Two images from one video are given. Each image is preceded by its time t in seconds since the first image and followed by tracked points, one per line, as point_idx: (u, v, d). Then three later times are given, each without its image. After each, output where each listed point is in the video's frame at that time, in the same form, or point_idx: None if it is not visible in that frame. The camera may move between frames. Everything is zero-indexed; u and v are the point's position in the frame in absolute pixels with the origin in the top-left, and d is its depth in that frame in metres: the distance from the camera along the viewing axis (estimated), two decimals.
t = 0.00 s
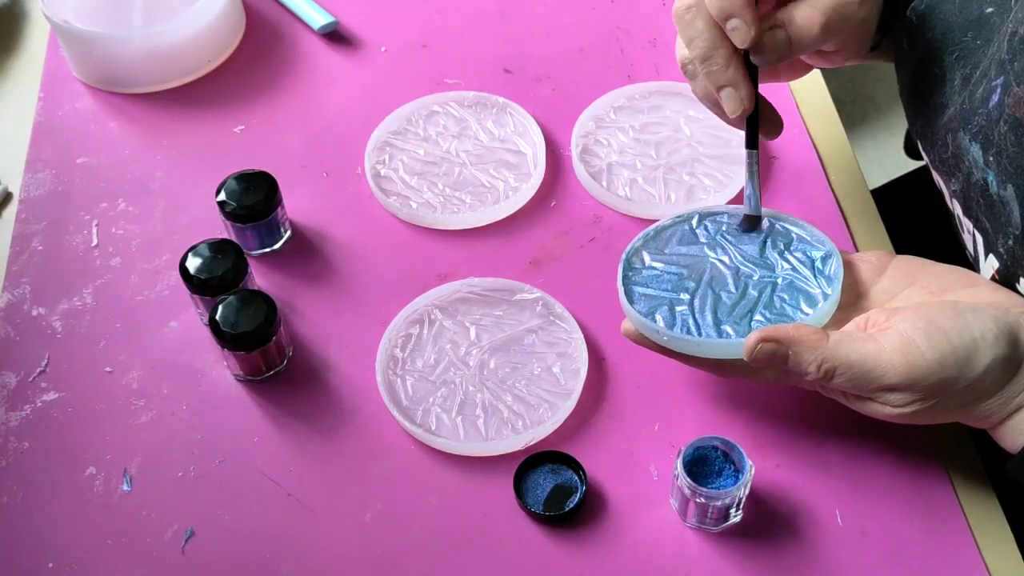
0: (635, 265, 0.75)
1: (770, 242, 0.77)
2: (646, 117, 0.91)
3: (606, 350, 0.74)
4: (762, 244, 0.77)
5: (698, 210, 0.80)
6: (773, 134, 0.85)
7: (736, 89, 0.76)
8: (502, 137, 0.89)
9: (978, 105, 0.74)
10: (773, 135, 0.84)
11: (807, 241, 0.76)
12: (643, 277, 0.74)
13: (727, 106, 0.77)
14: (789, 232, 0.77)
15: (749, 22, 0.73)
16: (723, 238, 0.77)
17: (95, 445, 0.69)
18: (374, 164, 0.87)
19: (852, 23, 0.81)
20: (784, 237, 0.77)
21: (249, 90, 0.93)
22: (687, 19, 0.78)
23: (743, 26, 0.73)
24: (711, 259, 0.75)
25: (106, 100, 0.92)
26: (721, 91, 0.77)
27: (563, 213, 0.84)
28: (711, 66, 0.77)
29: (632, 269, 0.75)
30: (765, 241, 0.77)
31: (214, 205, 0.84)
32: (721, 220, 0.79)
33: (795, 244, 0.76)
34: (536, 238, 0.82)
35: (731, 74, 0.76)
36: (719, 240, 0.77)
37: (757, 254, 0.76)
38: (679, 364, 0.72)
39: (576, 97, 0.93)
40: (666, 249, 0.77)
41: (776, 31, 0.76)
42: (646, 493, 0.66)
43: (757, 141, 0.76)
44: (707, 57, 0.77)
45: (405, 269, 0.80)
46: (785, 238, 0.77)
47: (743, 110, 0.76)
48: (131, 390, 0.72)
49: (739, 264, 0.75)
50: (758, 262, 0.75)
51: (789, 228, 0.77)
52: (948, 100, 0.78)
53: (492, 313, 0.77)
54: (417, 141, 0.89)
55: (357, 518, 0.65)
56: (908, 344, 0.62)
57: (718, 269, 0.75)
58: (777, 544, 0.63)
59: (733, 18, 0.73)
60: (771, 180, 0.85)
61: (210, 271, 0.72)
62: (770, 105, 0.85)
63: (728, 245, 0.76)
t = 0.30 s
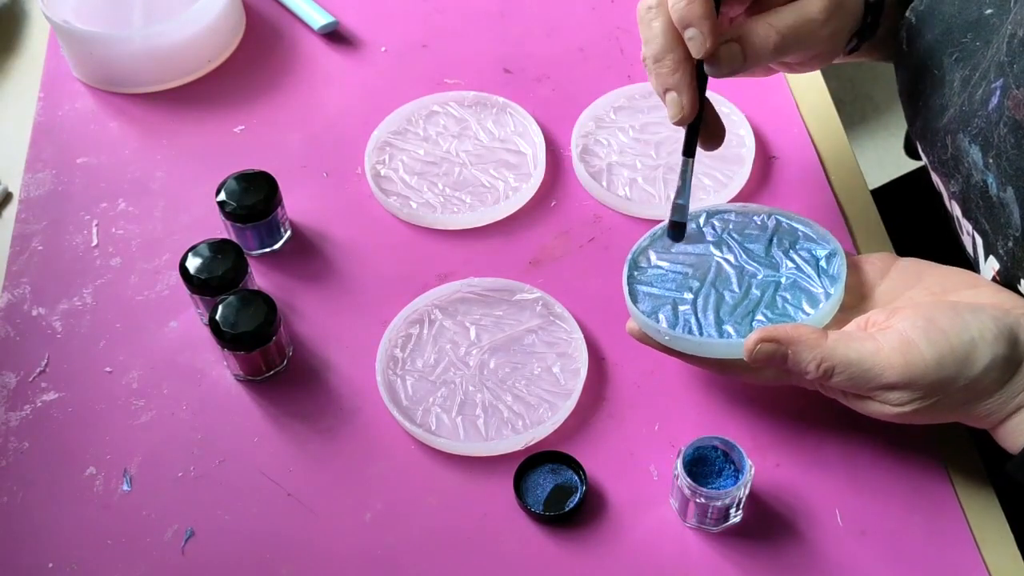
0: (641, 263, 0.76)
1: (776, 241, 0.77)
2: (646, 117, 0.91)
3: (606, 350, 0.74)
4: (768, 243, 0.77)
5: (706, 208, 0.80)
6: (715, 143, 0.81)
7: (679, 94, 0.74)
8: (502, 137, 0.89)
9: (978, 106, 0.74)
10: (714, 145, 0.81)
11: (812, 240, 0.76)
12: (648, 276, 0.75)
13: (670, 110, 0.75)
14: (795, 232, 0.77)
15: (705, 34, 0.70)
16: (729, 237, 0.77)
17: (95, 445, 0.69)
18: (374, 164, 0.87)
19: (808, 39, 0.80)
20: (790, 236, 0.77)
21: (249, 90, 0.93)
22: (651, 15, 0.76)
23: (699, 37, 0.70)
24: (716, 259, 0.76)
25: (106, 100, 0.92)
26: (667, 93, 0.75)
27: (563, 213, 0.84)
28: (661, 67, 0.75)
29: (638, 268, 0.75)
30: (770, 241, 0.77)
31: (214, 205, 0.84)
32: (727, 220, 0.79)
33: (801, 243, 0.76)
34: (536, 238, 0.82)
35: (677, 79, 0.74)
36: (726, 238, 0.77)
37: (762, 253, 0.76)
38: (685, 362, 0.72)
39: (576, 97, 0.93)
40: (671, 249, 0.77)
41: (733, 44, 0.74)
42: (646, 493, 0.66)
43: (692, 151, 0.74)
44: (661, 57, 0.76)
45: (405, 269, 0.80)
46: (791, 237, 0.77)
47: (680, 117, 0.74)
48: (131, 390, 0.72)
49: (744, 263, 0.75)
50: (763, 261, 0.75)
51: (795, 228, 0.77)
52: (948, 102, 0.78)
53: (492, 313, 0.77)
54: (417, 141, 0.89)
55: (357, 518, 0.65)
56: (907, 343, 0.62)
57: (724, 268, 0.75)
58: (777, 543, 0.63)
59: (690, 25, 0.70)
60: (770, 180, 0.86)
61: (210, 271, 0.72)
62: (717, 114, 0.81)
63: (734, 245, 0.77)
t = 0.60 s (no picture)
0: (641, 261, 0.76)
1: (776, 245, 0.76)
2: (646, 117, 0.91)
3: (606, 350, 0.74)
4: (768, 247, 0.76)
5: (708, 210, 0.80)
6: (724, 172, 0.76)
7: (708, 134, 0.71)
8: (502, 137, 0.89)
9: (976, 103, 0.74)
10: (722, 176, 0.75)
11: (812, 245, 0.76)
12: (648, 276, 0.75)
13: (696, 147, 0.72)
14: (796, 237, 0.77)
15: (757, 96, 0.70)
16: (729, 240, 0.77)
17: (95, 445, 0.69)
18: (374, 164, 0.87)
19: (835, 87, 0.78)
20: (790, 239, 0.77)
21: (249, 90, 0.93)
22: (689, 50, 0.72)
23: (751, 99, 0.70)
24: (716, 261, 0.76)
25: (106, 100, 0.92)
26: (693, 132, 0.72)
27: (563, 213, 0.84)
28: (695, 104, 0.72)
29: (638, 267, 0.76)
30: (770, 244, 0.77)
31: (214, 205, 0.84)
32: (727, 224, 0.78)
33: (801, 247, 0.76)
34: (537, 238, 0.82)
35: (709, 120, 0.71)
36: (726, 241, 0.77)
37: (761, 256, 0.76)
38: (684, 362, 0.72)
39: (576, 97, 0.93)
40: (672, 250, 0.77)
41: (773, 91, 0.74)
42: (646, 493, 0.66)
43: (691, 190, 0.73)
44: (696, 94, 0.72)
45: (405, 270, 0.80)
46: (791, 241, 0.77)
47: (708, 158, 0.72)
48: (131, 390, 0.72)
49: (743, 265, 0.75)
50: (762, 263, 0.75)
51: (796, 233, 0.77)
52: (946, 99, 0.78)
53: (492, 313, 0.77)
54: (417, 141, 0.89)
55: (357, 518, 0.65)
56: (899, 342, 0.62)
57: (723, 269, 0.75)
58: (777, 544, 0.63)
59: (742, 86, 0.69)
60: (770, 180, 0.86)
61: (210, 271, 0.72)
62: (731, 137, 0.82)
63: (734, 248, 0.77)
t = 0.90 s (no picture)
0: (643, 280, 0.77)
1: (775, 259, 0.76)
2: (646, 117, 0.91)
3: (606, 350, 0.74)
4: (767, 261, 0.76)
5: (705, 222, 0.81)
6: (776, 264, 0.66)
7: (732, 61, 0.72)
8: (502, 137, 0.89)
9: (963, 134, 0.74)
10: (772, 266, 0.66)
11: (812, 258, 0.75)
12: (650, 293, 0.76)
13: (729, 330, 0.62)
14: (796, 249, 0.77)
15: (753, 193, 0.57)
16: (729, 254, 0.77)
17: (95, 445, 0.69)
18: (374, 164, 0.87)
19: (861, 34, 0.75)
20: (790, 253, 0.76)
21: (249, 90, 0.93)
22: None
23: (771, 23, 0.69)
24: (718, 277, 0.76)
25: (106, 100, 0.92)
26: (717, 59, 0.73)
27: (562, 213, 0.84)
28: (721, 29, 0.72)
29: (641, 284, 0.76)
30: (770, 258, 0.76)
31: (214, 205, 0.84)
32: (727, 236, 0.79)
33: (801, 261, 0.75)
34: (537, 238, 0.82)
35: (763, 257, 0.58)
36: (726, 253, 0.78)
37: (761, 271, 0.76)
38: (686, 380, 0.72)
39: (577, 97, 0.93)
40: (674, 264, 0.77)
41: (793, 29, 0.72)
42: (646, 493, 0.66)
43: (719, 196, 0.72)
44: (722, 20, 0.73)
45: (405, 269, 0.80)
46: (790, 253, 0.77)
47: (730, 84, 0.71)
48: (131, 390, 0.72)
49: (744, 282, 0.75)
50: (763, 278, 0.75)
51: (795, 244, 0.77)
52: (937, 127, 0.77)
53: (492, 314, 0.77)
54: (418, 141, 0.89)
55: (357, 517, 0.65)
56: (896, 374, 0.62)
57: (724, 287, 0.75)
58: (777, 544, 0.63)
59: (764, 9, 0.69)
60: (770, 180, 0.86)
61: (210, 271, 0.72)
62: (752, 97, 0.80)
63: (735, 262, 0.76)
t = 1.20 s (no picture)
0: (644, 294, 0.75)
1: (775, 268, 0.77)
2: (646, 117, 0.91)
3: (606, 350, 0.74)
4: (767, 271, 0.76)
5: (704, 236, 0.80)
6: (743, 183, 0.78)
7: (728, 140, 0.70)
8: (502, 137, 0.89)
9: (979, 124, 0.74)
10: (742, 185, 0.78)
11: (813, 265, 0.76)
12: (652, 308, 0.74)
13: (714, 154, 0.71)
14: (795, 258, 0.77)
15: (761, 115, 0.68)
16: (729, 266, 0.77)
17: (95, 445, 0.69)
18: (374, 164, 0.87)
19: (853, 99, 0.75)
20: (790, 261, 0.77)
21: (248, 90, 0.93)
22: (706, 55, 0.70)
23: (764, 116, 0.68)
24: (719, 287, 0.75)
25: (106, 100, 0.92)
26: (712, 136, 0.71)
27: (562, 213, 0.84)
28: (714, 110, 0.71)
29: (641, 299, 0.75)
30: (770, 267, 0.77)
31: (214, 205, 0.84)
32: (723, 249, 0.78)
33: (802, 268, 0.76)
34: (537, 238, 0.82)
35: (728, 124, 0.70)
36: (726, 266, 0.77)
37: (762, 280, 0.76)
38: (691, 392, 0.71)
39: (576, 97, 0.93)
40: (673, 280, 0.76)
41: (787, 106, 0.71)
42: (646, 493, 0.66)
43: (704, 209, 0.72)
44: (714, 99, 0.71)
45: (405, 269, 0.80)
46: (790, 263, 0.77)
47: (728, 163, 0.70)
48: (131, 390, 0.72)
49: (747, 290, 0.75)
50: (766, 286, 0.75)
51: (794, 253, 0.77)
52: (948, 116, 0.78)
53: (492, 313, 0.77)
54: (417, 141, 0.89)
55: (357, 517, 0.65)
56: (916, 374, 0.62)
57: (727, 295, 0.75)
58: (777, 544, 0.63)
59: (756, 103, 0.68)
60: (770, 180, 0.86)
61: (210, 271, 0.72)
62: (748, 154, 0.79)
63: (735, 273, 0.76)
